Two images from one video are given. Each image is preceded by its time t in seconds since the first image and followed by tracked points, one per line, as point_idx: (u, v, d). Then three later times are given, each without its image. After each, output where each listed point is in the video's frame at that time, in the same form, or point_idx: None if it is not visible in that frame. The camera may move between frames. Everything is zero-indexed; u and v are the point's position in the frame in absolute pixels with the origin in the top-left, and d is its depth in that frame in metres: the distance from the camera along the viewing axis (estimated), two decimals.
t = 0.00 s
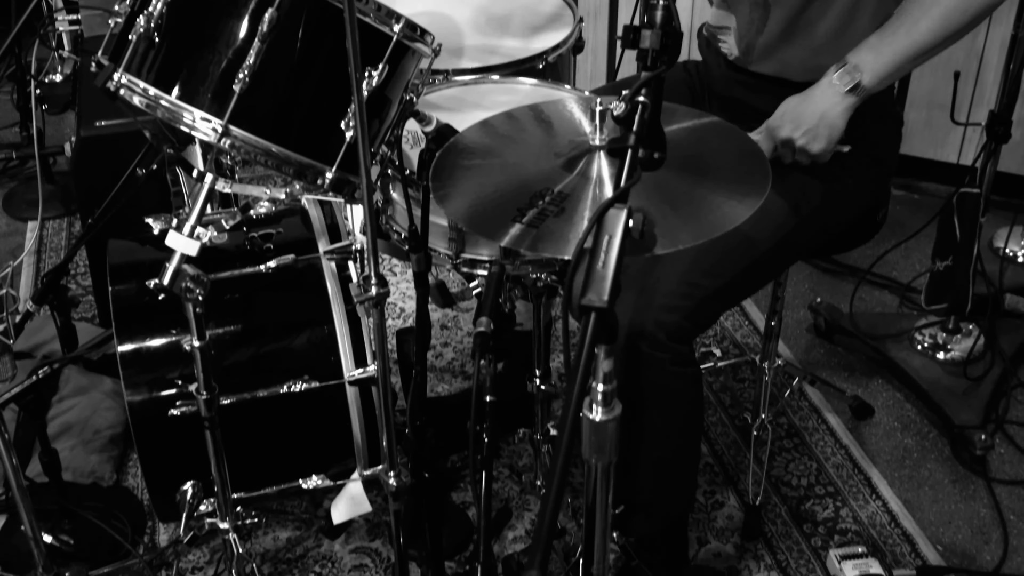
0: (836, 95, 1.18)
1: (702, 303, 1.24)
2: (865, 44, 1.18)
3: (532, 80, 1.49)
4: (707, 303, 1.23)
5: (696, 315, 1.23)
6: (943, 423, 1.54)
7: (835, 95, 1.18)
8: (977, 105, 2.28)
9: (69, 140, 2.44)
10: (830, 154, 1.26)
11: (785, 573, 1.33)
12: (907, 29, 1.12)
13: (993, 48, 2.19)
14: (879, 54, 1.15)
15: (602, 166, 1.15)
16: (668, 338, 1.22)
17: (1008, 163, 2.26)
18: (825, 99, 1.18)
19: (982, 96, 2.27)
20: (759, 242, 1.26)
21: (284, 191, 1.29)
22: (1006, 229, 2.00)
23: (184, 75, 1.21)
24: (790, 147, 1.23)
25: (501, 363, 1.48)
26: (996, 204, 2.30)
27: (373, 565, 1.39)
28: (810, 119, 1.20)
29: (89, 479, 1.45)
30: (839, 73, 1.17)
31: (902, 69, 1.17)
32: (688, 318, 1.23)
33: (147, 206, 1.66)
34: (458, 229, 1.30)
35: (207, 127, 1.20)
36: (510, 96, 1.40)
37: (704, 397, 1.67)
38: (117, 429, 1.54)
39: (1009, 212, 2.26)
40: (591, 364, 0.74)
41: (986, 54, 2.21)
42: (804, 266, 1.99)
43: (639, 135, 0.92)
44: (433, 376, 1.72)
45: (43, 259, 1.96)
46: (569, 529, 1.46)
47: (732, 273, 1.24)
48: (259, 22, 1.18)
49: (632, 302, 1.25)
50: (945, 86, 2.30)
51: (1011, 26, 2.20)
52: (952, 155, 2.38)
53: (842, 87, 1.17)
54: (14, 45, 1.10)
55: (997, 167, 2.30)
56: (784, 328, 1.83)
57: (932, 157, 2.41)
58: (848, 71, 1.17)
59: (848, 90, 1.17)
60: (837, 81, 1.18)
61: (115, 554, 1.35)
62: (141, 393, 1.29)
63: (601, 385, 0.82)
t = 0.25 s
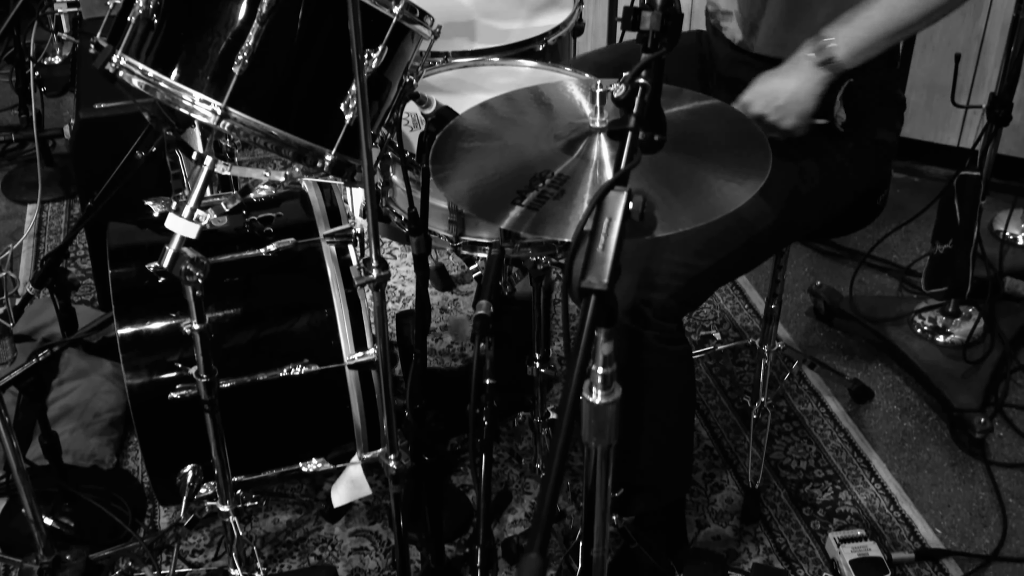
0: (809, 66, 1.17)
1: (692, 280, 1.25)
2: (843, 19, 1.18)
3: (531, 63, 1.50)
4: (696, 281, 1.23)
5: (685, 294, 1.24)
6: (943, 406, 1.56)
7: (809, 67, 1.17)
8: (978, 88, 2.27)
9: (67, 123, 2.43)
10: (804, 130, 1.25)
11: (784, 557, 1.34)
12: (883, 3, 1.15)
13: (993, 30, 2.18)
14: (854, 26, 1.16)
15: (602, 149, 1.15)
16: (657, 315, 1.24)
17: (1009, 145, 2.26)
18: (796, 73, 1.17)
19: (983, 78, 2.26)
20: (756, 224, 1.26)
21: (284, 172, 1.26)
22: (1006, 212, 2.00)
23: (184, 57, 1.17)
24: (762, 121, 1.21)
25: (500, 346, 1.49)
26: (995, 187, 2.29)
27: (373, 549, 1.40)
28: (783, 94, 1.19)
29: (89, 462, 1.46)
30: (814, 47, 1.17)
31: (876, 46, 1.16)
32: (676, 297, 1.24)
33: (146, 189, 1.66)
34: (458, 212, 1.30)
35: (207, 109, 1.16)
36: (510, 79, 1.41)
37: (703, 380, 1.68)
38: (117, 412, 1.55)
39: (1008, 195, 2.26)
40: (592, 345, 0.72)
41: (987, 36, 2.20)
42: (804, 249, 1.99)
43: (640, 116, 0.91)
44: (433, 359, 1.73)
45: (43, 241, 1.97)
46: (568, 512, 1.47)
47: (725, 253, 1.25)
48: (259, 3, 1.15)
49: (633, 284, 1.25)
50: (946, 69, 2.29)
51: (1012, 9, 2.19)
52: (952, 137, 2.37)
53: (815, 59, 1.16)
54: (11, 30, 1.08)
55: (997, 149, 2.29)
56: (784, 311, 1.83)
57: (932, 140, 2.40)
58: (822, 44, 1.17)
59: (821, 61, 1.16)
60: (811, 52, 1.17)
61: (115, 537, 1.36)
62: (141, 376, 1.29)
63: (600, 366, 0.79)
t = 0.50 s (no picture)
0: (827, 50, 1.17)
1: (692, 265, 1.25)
2: (857, 1, 1.18)
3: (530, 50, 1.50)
4: (698, 265, 1.24)
5: (684, 278, 1.24)
6: (943, 391, 1.56)
7: (825, 50, 1.18)
8: (979, 73, 2.26)
9: (66, 109, 2.43)
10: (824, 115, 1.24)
11: (783, 542, 1.35)
12: None
13: (996, 15, 2.17)
14: (869, 9, 1.16)
15: (602, 134, 1.14)
16: (656, 300, 1.24)
17: (1010, 131, 2.25)
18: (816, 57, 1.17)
19: (985, 63, 2.25)
20: (757, 210, 1.27)
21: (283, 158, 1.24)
22: (1006, 198, 2.00)
23: (182, 42, 1.14)
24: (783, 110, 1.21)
25: (500, 331, 1.49)
26: (996, 173, 2.29)
27: (372, 535, 1.41)
28: (802, 81, 1.18)
29: (90, 448, 1.46)
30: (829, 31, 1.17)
31: (892, 25, 1.17)
32: (678, 283, 1.24)
33: (145, 174, 1.66)
34: (457, 199, 1.29)
35: (205, 94, 1.14)
36: (510, 65, 1.41)
37: (703, 366, 1.68)
38: (117, 398, 1.55)
39: (1009, 180, 2.26)
40: (591, 331, 0.72)
41: (989, 21, 2.20)
42: (804, 235, 1.98)
43: (640, 103, 0.89)
44: (432, 345, 1.74)
45: (42, 228, 1.98)
46: (568, 497, 1.47)
47: (727, 237, 1.25)
48: None
49: (633, 269, 1.25)
50: (948, 54, 2.28)
51: None
52: (953, 123, 2.37)
53: (832, 43, 1.17)
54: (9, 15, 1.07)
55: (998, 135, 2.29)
56: (784, 297, 1.83)
57: (934, 126, 2.40)
58: (838, 27, 1.17)
59: (836, 44, 1.17)
60: (827, 36, 1.17)
61: (115, 522, 1.36)
62: (141, 362, 1.30)
63: (600, 351, 0.77)
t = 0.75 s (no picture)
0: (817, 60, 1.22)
1: (694, 254, 1.26)
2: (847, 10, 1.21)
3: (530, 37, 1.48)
4: (702, 256, 1.25)
5: (690, 266, 1.24)
6: (942, 380, 1.56)
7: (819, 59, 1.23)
8: (980, 62, 2.26)
9: (65, 98, 2.43)
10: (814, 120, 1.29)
11: (783, 530, 1.36)
12: None
13: (997, 3, 2.17)
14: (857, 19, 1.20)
15: (602, 123, 1.14)
16: (660, 288, 1.24)
17: (1010, 120, 2.25)
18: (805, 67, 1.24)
19: (986, 52, 2.25)
20: (760, 198, 1.27)
21: (282, 146, 1.23)
22: (1006, 187, 2.00)
23: (181, 30, 1.13)
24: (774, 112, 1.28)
25: (499, 320, 1.50)
26: (996, 161, 2.29)
27: (373, 523, 1.41)
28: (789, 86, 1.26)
29: (90, 437, 1.46)
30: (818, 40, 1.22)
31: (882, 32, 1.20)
32: (684, 274, 1.24)
33: (144, 162, 1.66)
34: (457, 187, 1.29)
35: (205, 82, 1.13)
36: (509, 53, 1.41)
37: (703, 355, 1.68)
38: (117, 386, 1.55)
39: (1009, 169, 2.26)
40: (591, 319, 0.72)
41: (990, 9, 2.19)
42: (804, 224, 1.98)
43: (641, 91, 0.87)
44: (432, 334, 1.74)
45: (42, 216, 1.98)
46: (568, 485, 1.48)
47: (729, 225, 1.25)
48: None
49: (634, 256, 1.25)
50: (949, 43, 2.27)
51: None
52: (953, 111, 2.37)
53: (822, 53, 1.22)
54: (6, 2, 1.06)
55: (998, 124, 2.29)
56: (783, 287, 1.83)
57: (935, 114, 2.39)
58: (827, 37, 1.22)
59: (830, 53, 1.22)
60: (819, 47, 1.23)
61: (116, 511, 1.36)
62: (141, 350, 1.30)
63: (600, 340, 0.77)
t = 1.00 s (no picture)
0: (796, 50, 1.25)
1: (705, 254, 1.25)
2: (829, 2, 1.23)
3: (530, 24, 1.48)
4: (707, 244, 1.24)
5: (704, 265, 1.24)
6: (942, 367, 1.56)
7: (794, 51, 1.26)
8: (982, 49, 2.25)
9: (63, 84, 2.42)
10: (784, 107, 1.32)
11: (783, 517, 1.36)
12: None
13: None
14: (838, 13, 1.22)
15: (601, 110, 1.13)
16: (666, 279, 1.23)
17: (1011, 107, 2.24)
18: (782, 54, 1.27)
19: (987, 39, 2.24)
20: (762, 188, 1.27)
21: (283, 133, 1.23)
22: (1007, 174, 2.00)
23: (181, 15, 1.10)
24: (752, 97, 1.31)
25: (500, 307, 1.50)
26: (997, 149, 2.28)
27: (373, 510, 1.42)
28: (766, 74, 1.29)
29: (90, 423, 1.47)
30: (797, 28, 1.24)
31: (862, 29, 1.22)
32: (694, 264, 1.24)
33: (143, 149, 1.66)
34: (457, 174, 1.29)
35: (204, 68, 1.11)
36: (509, 39, 1.41)
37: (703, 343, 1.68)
38: (117, 373, 1.55)
39: (1009, 157, 2.26)
40: (591, 306, 0.71)
41: None
42: (804, 212, 1.98)
43: (641, 77, 0.87)
44: (432, 321, 1.74)
45: (41, 203, 1.98)
46: (567, 472, 1.48)
47: (732, 216, 1.25)
48: None
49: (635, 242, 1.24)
50: (951, 30, 2.27)
51: None
52: (954, 99, 2.36)
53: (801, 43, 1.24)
54: None
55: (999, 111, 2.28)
56: (784, 274, 1.83)
57: (936, 102, 2.39)
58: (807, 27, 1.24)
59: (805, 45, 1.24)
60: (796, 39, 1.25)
61: (117, 498, 1.37)
62: (141, 338, 1.30)
63: (600, 326, 0.77)
